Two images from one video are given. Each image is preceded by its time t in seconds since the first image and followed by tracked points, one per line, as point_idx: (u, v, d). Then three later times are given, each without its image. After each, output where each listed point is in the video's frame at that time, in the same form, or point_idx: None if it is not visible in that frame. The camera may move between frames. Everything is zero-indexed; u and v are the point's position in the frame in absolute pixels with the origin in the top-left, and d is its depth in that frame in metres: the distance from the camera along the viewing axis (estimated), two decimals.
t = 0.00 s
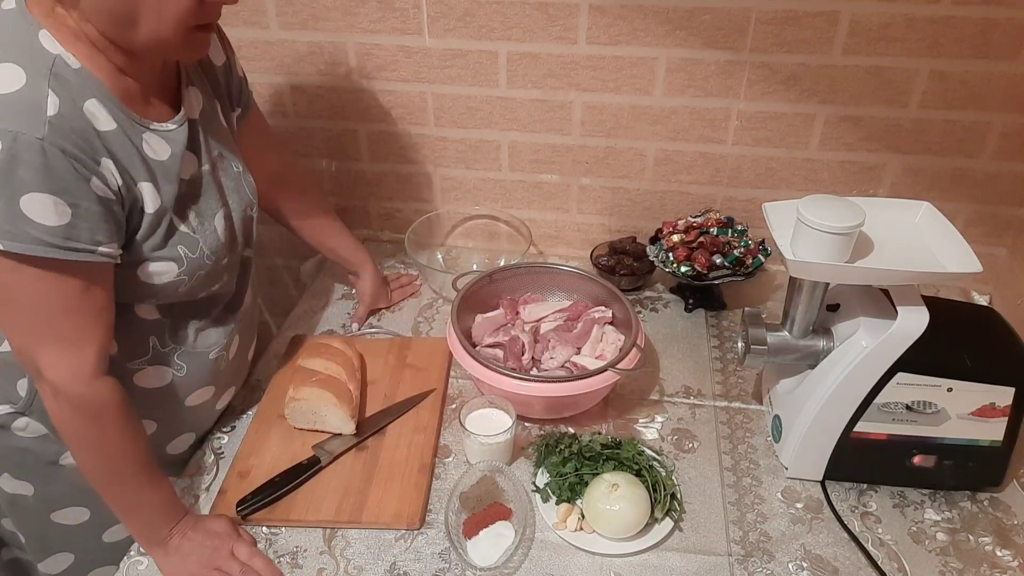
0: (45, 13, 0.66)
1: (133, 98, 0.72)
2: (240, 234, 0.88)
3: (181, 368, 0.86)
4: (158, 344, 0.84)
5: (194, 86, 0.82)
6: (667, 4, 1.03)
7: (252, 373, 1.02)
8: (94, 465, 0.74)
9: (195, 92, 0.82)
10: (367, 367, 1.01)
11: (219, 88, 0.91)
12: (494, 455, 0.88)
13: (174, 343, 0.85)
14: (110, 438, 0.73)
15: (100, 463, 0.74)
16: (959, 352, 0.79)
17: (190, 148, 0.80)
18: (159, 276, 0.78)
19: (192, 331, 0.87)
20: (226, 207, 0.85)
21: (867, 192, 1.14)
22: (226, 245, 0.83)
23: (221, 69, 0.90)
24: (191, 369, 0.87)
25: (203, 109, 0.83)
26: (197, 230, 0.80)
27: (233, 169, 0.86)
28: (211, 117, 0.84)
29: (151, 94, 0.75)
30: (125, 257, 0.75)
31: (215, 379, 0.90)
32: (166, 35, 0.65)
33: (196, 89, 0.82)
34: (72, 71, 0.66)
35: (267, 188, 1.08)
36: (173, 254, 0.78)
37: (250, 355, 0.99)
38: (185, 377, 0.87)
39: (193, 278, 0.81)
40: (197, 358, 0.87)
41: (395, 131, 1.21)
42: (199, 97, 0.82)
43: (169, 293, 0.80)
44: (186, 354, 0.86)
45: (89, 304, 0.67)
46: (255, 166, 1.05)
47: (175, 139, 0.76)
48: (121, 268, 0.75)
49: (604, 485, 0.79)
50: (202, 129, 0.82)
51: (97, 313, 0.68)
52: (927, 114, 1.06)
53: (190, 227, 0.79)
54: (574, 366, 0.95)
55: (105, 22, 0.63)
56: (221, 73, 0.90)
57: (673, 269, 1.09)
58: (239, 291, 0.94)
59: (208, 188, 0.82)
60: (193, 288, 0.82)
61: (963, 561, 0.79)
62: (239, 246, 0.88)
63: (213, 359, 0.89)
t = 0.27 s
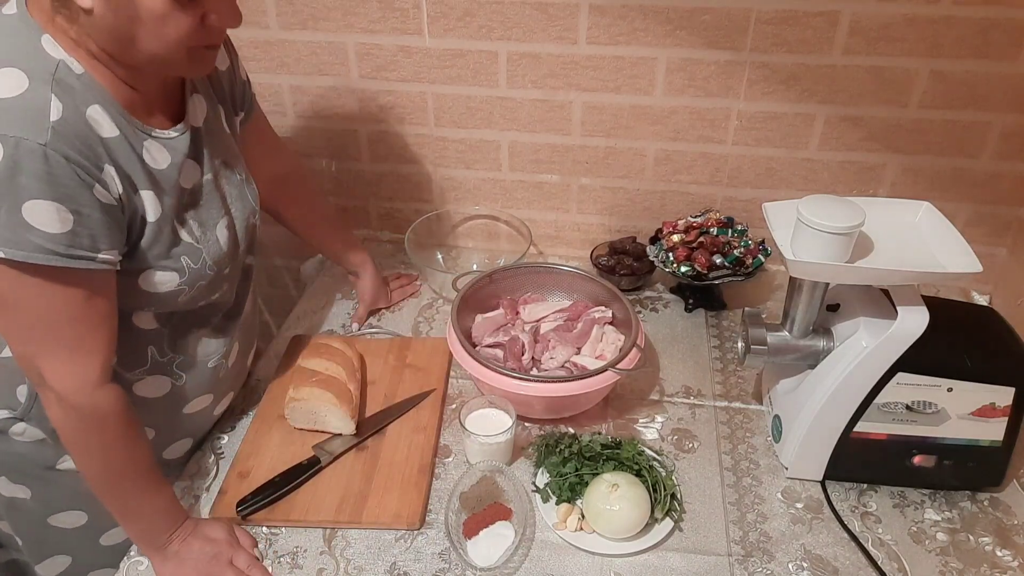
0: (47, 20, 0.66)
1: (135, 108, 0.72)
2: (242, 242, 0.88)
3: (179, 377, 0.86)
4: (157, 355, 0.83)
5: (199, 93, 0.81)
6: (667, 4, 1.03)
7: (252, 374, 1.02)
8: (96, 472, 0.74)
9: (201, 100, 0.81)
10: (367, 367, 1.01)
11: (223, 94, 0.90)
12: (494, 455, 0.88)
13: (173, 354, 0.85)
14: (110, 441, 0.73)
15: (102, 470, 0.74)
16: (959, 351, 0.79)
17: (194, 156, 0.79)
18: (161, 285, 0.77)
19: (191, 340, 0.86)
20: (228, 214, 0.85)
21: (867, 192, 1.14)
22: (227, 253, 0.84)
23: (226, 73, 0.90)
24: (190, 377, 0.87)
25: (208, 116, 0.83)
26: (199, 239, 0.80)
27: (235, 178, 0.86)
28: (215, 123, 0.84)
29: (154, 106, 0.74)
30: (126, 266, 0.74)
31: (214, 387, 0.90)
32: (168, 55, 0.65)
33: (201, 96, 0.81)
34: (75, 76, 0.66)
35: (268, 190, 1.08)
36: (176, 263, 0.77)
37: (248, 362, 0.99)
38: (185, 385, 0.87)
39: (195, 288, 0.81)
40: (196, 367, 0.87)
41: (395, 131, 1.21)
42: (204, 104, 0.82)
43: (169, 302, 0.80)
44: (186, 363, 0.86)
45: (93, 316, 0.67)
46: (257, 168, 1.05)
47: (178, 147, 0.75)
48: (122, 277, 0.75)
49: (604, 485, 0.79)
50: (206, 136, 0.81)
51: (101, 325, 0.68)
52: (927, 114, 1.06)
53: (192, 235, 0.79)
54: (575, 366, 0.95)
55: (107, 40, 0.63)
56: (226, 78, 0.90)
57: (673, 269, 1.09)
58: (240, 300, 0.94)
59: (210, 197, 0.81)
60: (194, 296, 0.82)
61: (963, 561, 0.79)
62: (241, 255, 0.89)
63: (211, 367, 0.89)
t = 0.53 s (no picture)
0: (42, 26, 0.66)
1: (131, 117, 0.72)
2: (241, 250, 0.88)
3: (176, 385, 0.86)
4: (153, 363, 0.83)
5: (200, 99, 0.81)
6: (667, 4, 1.03)
7: (252, 374, 1.02)
8: (93, 479, 0.74)
9: (201, 108, 0.81)
10: (367, 367, 1.01)
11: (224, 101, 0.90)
12: (494, 455, 0.88)
13: (169, 361, 0.84)
14: (109, 442, 0.73)
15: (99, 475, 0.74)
16: (959, 351, 0.79)
17: (190, 163, 0.79)
18: (155, 292, 0.77)
19: (188, 348, 0.86)
20: (225, 221, 0.85)
21: (866, 192, 1.14)
22: (224, 262, 0.84)
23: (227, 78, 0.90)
24: (188, 386, 0.87)
25: (207, 122, 0.82)
26: (197, 248, 0.80)
27: (230, 186, 0.86)
28: (214, 130, 0.84)
29: (151, 117, 0.74)
30: (118, 272, 0.74)
31: (212, 395, 0.90)
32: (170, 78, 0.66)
33: (202, 103, 0.81)
34: (68, 81, 0.66)
35: (268, 191, 1.08)
36: (172, 272, 0.77)
37: (247, 369, 0.99)
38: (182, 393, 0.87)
39: (190, 295, 0.81)
40: (193, 375, 0.87)
41: (395, 132, 1.21)
42: (204, 112, 0.81)
43: (164, 309, 0.80)
44: (183, 372, 0.86)
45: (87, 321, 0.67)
46: (257, 170, 1.05)
47: (171, 154, 0.75)
48: (116, 284, 0.75)
49: (604, 485, 0.79)
50: (202, 143, 0.81)
51: (96, 331, 0.68)
52: (927, 114, 1.06)
53: (190, 245, 0.79)
54: (575, 366, 0.95)
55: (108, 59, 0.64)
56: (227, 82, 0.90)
57: (673, 269, 1.09)
58: (238, 306, 0.94)
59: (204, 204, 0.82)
60: (189, 303, 0.82)
61: (963, 561, 0.79)
62: (240, 263, 0.89)
63: (209, 374, 0.89)
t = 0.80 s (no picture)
0: (37, 29, 0.66)
1: (125, 120, 0.72)
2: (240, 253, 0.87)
3: (172, 389, 0.86)
4: (148, 367, 0.83)
5: (196, 102, 0.81)
6: (667, 4, 1.03)
7: (252, 374, 1.02)
8: (89, 480, 0.74)
9: (197, 112, 0.81)
10: (367, 367, 1.01)
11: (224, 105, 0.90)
12: (494, 455, 0.88)
13: (165, 365, 0.85)
14: (108, 443, 0.73)
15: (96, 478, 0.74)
16: (960, 351, 0.79)
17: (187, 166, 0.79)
18: (149, 297, 0.77)
19: (183, 352, 0.86)
20: (222, 225, 0.84)
21: (866, 192, 1.14)
22: (220, 266, 0.83)
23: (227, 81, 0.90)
24: (183, 389, 0.87)
25: (204, 126, 0.82)
26: (192, 252, 0.80)
27: (230, 189, 0.86)
28: (211, 134, 0.84)
29: (145, 120, 0.74)
30: (112, 276, 0.74)
31: (208, 399, 0.90)
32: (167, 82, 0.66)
33: (199, 107, 0.81)
34: (60, 84, 0.66)
35: (268, 192, 1.08)
36: (166, 276, 0.77)
37: (246, 372, 0.99)
38: (177, 397, 0.87)
39: (185, 299, 0.81)
40: (189, 378, 0.87)
41: (395, 132, 1.21)
42: (201, 116, 0.81)
43: (160, 313, 0.80)
44: (178, 375, 0.86)
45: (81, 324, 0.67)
46: (257, 171, 1.05)
47: (166, 157, 0.75)
48: (109, 288, 0.75)
49: (604, 485, 0.79)
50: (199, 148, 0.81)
51: (91, 332, 0.68)
52: (927, 114, 1.06)
53: (185, 249, 0.79)
54: (575, 366, 0.95)
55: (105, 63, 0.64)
56: (226, 85, 0.90)
57: (673, 269, 1.09)
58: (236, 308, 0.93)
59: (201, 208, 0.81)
60: (185, 307, 0.82)
61: (963, 561, 0.79)
62: (239, 268, 0.88)
63: (205, 378, 0.89)
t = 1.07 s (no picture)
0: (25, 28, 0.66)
1: (115, 119, 0.72)
2: (235, 251, 0.87)
3: (168, 388, 0.87)
4: (144, 366, 0.84)
5: (189, 100, 0.81)
6: (667, 4, 1.03)
7: (252, 374, 1.02)
8: (85, 480, 0.74)
9: (190, 110, 0.81)
10: (367, 367, 1.01)
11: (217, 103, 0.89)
12: (494, 455, 0.88)
13: (160, 364, 0.85)
14: (106, 442, 0.73)
15: (97, 478, 0.74)
16: (960, 352, 0.79)
17: (179, 166, 0.79)
18: (141, 297, 0.77)
19: (178, 351, 0.86)
20: (217, 224, 0.84)
21: (866, 192, 1.14)
22: (214, 265, 0.83)
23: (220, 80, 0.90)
24: (178, 388, 0.87)
25: (197, 125, 0.83)
26: (184, 251, 0.80)
27: (226, 187, 0.86)
28: (204, 133, 0.84)
29: (136, 114, 0.74)
30: (105, 276, 0.75)
31: (206, 399, 0.90)
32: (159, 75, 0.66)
33: (191, 106, 0.81)
34: (48, 84, 0.66)
35: (267, 192, 1.08)
36: (158, 276, 0.77)
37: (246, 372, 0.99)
38: (173, 397, 0.87)
39: (178, 300, 0.81)
40: (185, 377, 0.87)
41: (395, 131, 1.21)
42: (193, 114, 0.81)
43: (153, 313, 0.80)
44: (174, 374, 0.86)
45: (76, 324, 0.67)
46: (256, 172, 1.05)
47: (157, 156, 0.75)
48: (101, 288, 0.75)
49: (603, 485, 0.79)
50: (193, 146, 0.81)
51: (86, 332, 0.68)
52: (927, 114, 1.06)
53: (177, 248, 0.79)
54: (574, 366, 0.95)
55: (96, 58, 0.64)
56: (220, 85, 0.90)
57: (673, 269, 1.09)
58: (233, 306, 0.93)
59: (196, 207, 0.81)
60: (178, 307, 0.82)
61: (963, 561, 0.79)
62: (235, 267, 0.88)
63: (202, 377, 0.88)
